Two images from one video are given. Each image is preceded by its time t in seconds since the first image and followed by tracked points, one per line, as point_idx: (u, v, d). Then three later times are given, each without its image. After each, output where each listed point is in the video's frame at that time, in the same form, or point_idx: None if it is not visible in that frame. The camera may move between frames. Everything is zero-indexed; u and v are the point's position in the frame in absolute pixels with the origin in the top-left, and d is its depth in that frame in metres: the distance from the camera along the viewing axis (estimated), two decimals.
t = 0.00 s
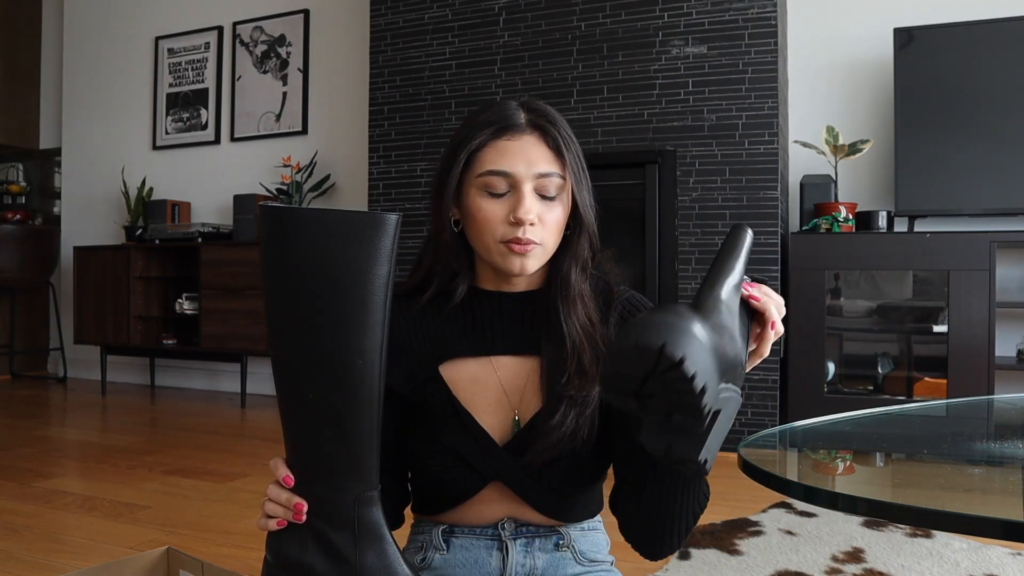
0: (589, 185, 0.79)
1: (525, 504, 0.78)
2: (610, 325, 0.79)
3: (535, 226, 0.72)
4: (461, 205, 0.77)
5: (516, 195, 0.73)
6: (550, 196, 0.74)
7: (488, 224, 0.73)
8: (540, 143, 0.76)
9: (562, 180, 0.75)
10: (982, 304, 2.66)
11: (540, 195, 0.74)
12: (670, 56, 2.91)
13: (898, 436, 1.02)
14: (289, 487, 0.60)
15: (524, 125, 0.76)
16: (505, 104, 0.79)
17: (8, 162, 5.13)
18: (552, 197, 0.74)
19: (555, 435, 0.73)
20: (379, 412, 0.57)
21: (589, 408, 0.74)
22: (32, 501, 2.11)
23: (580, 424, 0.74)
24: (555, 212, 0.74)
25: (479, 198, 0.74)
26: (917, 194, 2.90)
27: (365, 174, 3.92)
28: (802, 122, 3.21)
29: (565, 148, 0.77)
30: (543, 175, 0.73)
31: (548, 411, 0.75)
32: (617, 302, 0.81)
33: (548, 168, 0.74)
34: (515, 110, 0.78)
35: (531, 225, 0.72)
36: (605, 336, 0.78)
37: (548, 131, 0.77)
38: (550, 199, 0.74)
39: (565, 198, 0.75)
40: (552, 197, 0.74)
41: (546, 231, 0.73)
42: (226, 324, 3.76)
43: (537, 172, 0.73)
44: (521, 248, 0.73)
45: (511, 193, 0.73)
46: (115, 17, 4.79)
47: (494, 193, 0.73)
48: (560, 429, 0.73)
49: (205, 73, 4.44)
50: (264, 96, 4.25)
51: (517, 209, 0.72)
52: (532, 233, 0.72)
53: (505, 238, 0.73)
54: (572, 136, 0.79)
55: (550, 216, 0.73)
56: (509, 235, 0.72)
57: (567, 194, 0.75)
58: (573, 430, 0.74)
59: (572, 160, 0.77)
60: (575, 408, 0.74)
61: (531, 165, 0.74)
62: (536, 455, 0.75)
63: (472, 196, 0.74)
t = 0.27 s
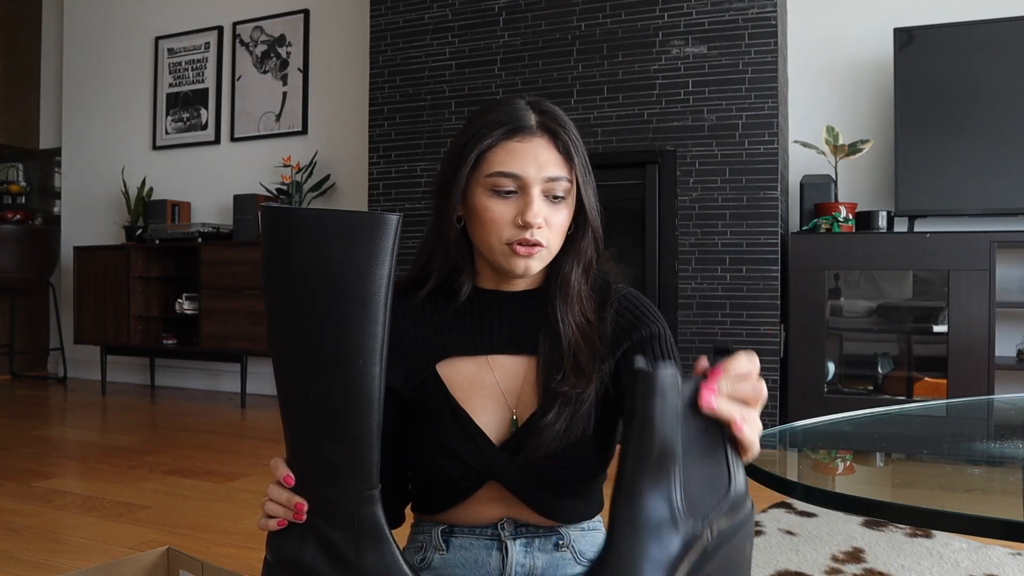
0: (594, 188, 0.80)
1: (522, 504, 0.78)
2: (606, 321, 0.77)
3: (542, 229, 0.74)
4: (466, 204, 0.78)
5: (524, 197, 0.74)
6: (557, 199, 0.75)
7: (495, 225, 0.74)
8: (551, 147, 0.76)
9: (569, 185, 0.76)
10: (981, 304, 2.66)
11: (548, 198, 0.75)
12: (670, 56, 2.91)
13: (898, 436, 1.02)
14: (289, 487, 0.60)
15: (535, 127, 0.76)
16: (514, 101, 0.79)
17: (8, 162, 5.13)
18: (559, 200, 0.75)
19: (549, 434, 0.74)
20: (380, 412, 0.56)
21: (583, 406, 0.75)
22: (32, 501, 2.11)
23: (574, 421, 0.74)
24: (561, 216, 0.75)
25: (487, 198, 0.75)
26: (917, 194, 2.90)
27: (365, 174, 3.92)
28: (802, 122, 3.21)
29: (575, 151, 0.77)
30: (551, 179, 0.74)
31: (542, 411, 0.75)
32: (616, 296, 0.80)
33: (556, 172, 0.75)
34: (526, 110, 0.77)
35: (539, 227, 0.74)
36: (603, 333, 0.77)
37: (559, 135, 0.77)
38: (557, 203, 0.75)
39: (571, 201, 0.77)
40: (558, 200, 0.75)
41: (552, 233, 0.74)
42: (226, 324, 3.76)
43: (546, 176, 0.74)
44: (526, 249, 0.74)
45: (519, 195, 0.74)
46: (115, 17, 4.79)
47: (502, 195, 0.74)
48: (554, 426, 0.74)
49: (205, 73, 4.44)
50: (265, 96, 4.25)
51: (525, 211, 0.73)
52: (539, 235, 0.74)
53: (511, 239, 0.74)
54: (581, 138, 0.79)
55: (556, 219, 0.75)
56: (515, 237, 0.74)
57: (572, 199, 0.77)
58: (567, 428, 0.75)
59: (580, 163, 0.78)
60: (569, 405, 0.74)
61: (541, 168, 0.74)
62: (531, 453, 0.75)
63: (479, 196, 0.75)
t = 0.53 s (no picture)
0: (594, 187, 0.80)
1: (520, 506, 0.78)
2: (605, 324, 0.77)
3: (541, 227, 0.74)
4: (463, 202, 0.78)
5: (522, 195, 0.74)
6: (555, 197, 0.75)
7: (492, 223, 0.74)
8: (550, 144, 0.76)
9: (568, 182, 0.76)
10: (981, 304, 2.66)
11: (546, 196, 0.75)
12: (670, 56, 2.91)
13: (898, 436, 1.02)
14: (286, 490, 0.60)
15: (533, 124, 0.76)
16: (513, 99, 0.79)
17: (8, 162, 5.13)
18: (558, 198, 0.75)
19: (540, 438, 0.74)
20: (374, 412, 0.57)
21: (576, 409, 0.75)
22: (32, 501, 2.11)
23: (566, 426, 0.74)
24: (559, 214, 0.75)
25: (484, 196, 0.75)
26: (917, 195, 2.90)
27: (365, 173, 3.92)
28: (802, 122, 3.21)
29: (573, 148, 0.77)
30: (549, 177, 0.74)
31: (535, 414, 0.75)
32: (615, 299, 0.80)
33: (554, 169, 0.75)
34: (525, 107, 0.78)
35: (536, 225, 0.74)
36: (600, 337, 0.76)
37: (557, 131, 0.76)
38: (555, 201, 0.75)
39: (569, 199, 0.77)
40: (557, 198, 0.75)
41: (550, 232, 0.74)
42: (226, 324, 3.76)
43: (544, 174, 0.74)
44: (523, 247, 0.74)
45: (517, 192, 0.74)
46: (115, 17, 4.79)
47: (500, 192, 0.75)
48: (546, 430, 0.74)
49: (205, 73, 4.44)
50: (264, 96, 4.25)
51: (523, 208, 0.73)
52: (537, 233, 0.74)
53: (508, 237, 0.74)
54: (580, 136, 0.79)
55: (554, 217, 0.74)
56: (513, 235, 0.74)
57: (571, 197, 0.77)
58: (559, 432, 0.75)
59: (579, 160, 0.77)
60: (561, 410, 0.74)
61: (539, 165, 0.74)
62: (523, 456, 0.75)
63: (476, 194, 0.75)
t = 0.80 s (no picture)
0: (600, 187, 0.80)
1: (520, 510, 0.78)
2: (611, 330, 0.77)
3: (541, 226, 0.73)
4: (465, 201, 0.78)
5: (522, 193, 0.74)
6: (557, 195, 0.75)
7: (492, 223, 0.74)
8: (552, 141, 0.76)
9: (570, 180, 0.76)
10: (981, 304, 2.66)
11: (547, 194, 0.75)
12: (670, 56, 2.91)
13: (898, 436, 1.02)
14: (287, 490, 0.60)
15: (536, 121, 0.76)
16: (516, 97, 0.79)
17: (8, 162, 5.14)
18: (560, 196, 0.75)
19: (541, 447, 0.74)
20: (375, 413, 0.56)
21: (577, 418, 0.74)
22: (32, 501, 2.10)
23: (567, 434, 0.74)
24: (560, 213, 0.75)
25: (485, 195, 0.75)
26: (917, 194, 2.90)
27: (365, 173, 3.92)
28: (802, 122, 3.21)
29: (576, 146, 0.76)
30: (550, 175, 0.74)
31: (536, 422, 0.75)
32: (622, 305, 0.79)
33: (556, 166, 0.75)
34: (528, 104, 0.77)
35: (536, 224, 0.73)
36: (605, 344, 0.76)
37: (560, 128, 0.76)
38: (557, 199, 0.75)
39: (572, 197, 0.76)
40: (559, 196, 0.75)
41: (552, 231, 0.74)
42: (226, 324, 3.76)
43: (545, 172, 0.74)
44: (525, 247, 0.74)
45: (518, 191, 0.74)
46: (115, 17, 4.79)
47: (501, 191, 0.74)
48: (546, 438, 0.74)
49: (205, 73, 4.44)
50: (264, 96, 4.25)
51: (523, 207, 0.73)
52: (538, 233, 0.73)
53: (507, 236, 0.74)
54: (584, 134, 0.78)
55: (556, 216, 0.74)
56: (511, 233, 0.74)
57: (574, 196, 0.76)
58: (560, 441, 0.75)
59: (583, 157, 0.77)
60: (562, 418, 0.74)
61: (540, 163, 0.74)
62: (523, 464, 0.75)
63: (477, 193, 0.75)
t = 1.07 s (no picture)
0: (606, 186, 0.80)
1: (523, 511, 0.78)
2: (620, 334, 0.77)
3: (543, 225, 0.73)
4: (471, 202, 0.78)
5: (525, 192, 0.74)
6: (561, 195, 0.75)
7: (495, 224, 0.74)
8: (554, 139, 0.76)
9: (574, 179, 0.75)
10: (981, 304, 2.66)
11: (551, 193, 0.74)
12: (670, 56, 2.91)
13: (898, 436, 1.02)
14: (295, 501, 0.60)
15: (539, 120, 0.76)
16: (522, 96, 0.79)
17: (8, 162, 5.14)
18: (563, 196, 0.75)
19: (552, 452, 0.74)
20: (382, 416, 0.57)
21: (588, 424, 0.75)
22: (32, 502, 2.10)
23: (577, 439, 0.74)
24: (564, 212, 0.75)
25: (489, 195, 0.75)
26: (917, 194, 2.90)
27: (365, 173, 3.92)
28: (802, 122, 3.21)
29: (580, 146, 0.76)
30: (553, 174, 0.74)
31: (545, 427, 0.75)
32: (632, 307, 0.79)
33: (560, 166, 0.75)
34: (532, 104, 0.77)
35: (539, 224, 0.73)
36: (614, 348, 0.76)
37: (563, 127, 0.76)
38: (561, 199, 0.75)
39: (577, 197, 0.76)
40: (563, 196, 0.75)
41: (555, 231, 0.74)
42: (226, 324, 3.76)
43: (547, 171, 0.74)
44: (527, 248, 0.74)
45: (520, 191, 0.74)
46: (115, 17, 4.79)
47: (504, 191, 0.74)
48: (558, 444, 0.74)
49: (205, 73, 4.44)
50: (264, 96, 4.25)
51: (525, 207, 0.73)
52: (540, 232, 0.73)
53: (510, 236, 0.74)
54: (589, 134, 0.78)
55: (560, 216, 0.74)
56: (515, 234, 0.74)
57: (578, 195, 0.76)
58: (569, 446, 0.75)
59: (588, 157, 0.76)
60: (573, 423, 0.74)
61: (543, 162, 0.74)
62: (532, 469, 0.75)
63: (481, 193, 0.75)
